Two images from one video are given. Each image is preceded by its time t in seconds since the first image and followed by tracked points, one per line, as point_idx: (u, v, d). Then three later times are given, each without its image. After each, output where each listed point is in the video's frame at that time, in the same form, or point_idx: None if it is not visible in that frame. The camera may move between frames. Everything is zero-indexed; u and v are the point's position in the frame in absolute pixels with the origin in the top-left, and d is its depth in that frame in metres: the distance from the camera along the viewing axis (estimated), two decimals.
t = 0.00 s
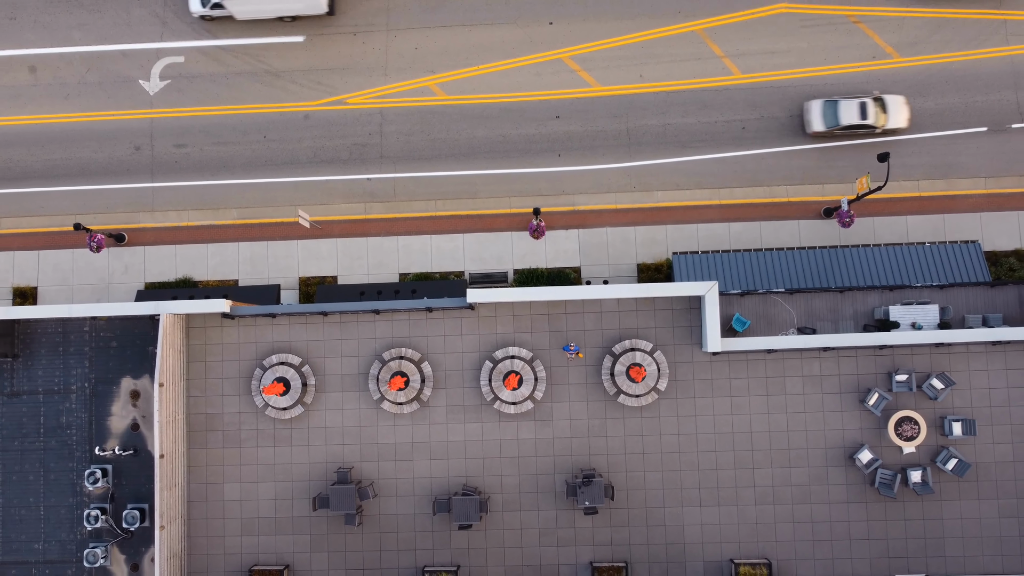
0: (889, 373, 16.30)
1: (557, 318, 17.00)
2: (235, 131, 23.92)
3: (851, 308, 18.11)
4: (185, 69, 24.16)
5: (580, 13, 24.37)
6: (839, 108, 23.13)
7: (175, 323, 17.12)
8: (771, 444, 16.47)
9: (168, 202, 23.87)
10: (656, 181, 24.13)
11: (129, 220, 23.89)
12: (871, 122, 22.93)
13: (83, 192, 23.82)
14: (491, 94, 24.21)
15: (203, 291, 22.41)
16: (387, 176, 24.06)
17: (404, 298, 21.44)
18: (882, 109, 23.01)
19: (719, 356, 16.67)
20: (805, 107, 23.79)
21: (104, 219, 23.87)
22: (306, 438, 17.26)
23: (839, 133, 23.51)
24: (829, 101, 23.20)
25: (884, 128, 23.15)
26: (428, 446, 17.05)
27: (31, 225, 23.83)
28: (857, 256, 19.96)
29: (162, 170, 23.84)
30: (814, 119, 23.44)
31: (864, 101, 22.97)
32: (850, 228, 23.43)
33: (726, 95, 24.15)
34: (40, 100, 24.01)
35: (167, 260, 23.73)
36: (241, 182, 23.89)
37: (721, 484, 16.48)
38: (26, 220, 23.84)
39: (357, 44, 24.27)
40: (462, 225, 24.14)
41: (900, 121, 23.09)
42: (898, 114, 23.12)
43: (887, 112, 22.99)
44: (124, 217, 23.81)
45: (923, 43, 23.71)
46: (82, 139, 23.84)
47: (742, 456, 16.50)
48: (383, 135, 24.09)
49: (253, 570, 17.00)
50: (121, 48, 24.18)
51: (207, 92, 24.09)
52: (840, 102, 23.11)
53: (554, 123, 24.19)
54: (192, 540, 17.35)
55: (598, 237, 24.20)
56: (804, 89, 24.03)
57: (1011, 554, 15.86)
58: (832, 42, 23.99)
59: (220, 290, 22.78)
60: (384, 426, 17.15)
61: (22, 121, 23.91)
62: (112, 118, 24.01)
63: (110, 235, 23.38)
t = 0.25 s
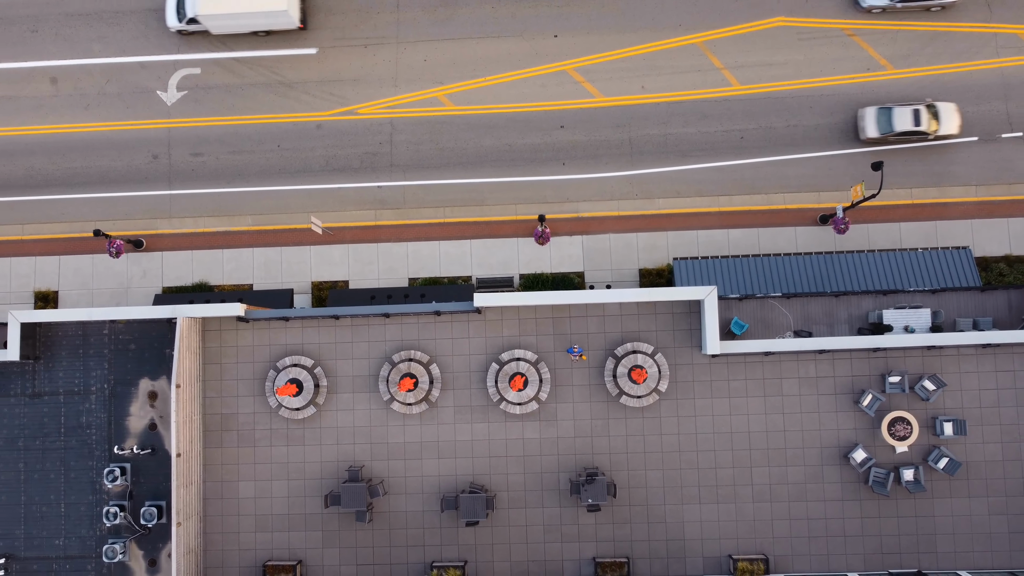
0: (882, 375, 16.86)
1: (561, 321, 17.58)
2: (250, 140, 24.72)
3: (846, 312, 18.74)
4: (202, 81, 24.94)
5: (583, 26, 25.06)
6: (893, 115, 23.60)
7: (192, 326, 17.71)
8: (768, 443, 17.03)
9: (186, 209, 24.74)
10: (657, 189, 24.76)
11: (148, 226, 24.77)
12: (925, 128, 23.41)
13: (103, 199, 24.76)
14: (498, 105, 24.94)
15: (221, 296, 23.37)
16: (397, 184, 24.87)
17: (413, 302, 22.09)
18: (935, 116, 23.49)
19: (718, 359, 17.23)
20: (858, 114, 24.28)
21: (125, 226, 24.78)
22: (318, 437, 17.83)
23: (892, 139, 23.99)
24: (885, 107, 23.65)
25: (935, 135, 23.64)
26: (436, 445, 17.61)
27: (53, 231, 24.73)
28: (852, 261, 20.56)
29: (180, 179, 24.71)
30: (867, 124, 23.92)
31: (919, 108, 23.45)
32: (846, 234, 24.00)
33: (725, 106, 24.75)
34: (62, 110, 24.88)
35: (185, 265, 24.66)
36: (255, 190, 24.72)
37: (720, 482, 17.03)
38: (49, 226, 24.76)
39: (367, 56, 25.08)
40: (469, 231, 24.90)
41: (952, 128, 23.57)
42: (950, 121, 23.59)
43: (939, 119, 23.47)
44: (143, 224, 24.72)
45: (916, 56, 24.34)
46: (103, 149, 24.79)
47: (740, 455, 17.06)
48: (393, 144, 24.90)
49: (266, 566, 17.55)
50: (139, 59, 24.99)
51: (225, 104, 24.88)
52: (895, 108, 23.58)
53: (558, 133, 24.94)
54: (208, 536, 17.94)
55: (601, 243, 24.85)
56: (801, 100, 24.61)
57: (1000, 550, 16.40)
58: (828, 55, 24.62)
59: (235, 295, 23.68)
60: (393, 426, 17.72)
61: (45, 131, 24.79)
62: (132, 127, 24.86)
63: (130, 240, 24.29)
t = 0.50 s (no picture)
0: (876, 373, 17.46)
1: (566, 321, 18.20)
2: (267, 147, 26.22)
3: (841, 313, 19.47)
4: (218, 89, 26.50)
5: (585, 38, 25.87)
6: (943, 120, 24.05)
7: (208, 326, 18.32)
8: (766, 439, 17.64)
9: (203, 214, 26.19)
10: (658, 195, 25.41)
11: (166, 230, 26.22)
12: (975, 133, 23.87)
13: (123, 203, 26.29)
14: (504, 113, 25.88)
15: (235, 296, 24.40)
16: (407, 190, 26.02)
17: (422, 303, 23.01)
18: (984, 121, 23.96)
19: (717, 358, 17.85)
20: (908, 119, 24.74)
21: (144, 229, 26.23)
22: (330, 433, 18.47)
23: (942, 143, 24.43)
24: (935, 113, 24.13)
25: (984, 139, 24.10)
26: (444, 441, 18.23)
27: (76, 235, 26.19)
28: (847, 264, 21.23)
29: (197, 184, 26.17)
30: (918, 129, 24.40)
31: (969, 113, 23.91)
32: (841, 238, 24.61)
33: (723, 115, 25.38)
34: (83, 117, 26.45)
35: (201, 267, 26.04)
36: (269, 195, 26.12)
37: (719, 477, 17.64)
38: (71, 230, 26.18)
39: (380, 66, 26.38)
40: (477, 235, 25.80)
41: (1001, 133, 24.01)
42: (999, 126, 24.05)
43: (989, 124, 23.93)
44: (161, 228, 26.16)
45: (909, 66, 25.04)
46: (123, 155, 26.33)
47: (738, 452, 17.66)
48: (403, 151, 26.09)
49: (280, 558, 18.14)
50: (159, 69, 26.61)
51: (242, 113, 26.43)
52: (946, 113, 24.02)
53: (563, 140, 25.68)
54: (224, 529, 18.58)
55: (605, 247, 25.51)
56: (798, 109, 25.22)
57: (989, 543, 17.00)
58: (823, 65, 25.27)
59: (250, 296, 24.81)
60: (403, 423, 18.35)
61: (68, 138, 26.38)
62: (151, 135, 26.40)
63: (148, 244, 25.75)
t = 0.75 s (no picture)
0: (869, 370, 18.10)
1: (571, 320, 18.85)
2: (281, 152, 27.12)
3: (836, 313, 20.18)
4: (235, 96, 27.52)
5: (589, 46, 26.56)
6: (991, 123, 24.59)
7: (225, 324, 18.98)
8: (763, 433, 18.30)
9: (220, 217, 27.27)
10: (660, 199, 26.06)
11: (184, 232, 27.34)
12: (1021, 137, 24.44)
13: (143, 206, 27.53)
14: (510, 120, 26.56)
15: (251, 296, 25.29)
16: (417, 193, 26.75)
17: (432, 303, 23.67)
18: None
19: (716, 355, 18.49)
20: (955, 123, 25.26)
21: (163, 232, 27.41)
22: (343, 428, 19.13)
23: (989, 147, 24.96)
24: (981, 116, 24.65)
25: None
26: (453, 435, 18.89)
27: (99, 236, 27.45)
28: (842, 266, 21.95)
29: (215, 188, 27.28)
30: (965, 133, 24.91)
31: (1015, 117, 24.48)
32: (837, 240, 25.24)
33: (722, 121, 26.03)
34: (105, 124, 27.77)
35: (218, 268, 27.05)
36: (284, 199, 27.05)
37: (718, 470, 18.29)
38: (95, 231, 27.49)
39: (391, 74, 27.12)
40: (484, 238, 26.48)
41: None
42: None
43: None
44: (179, 230, 27.30)
45: (902, 74, 25.69)
46: (143, 160, 27.58)
47: (737, 445, 18.32)
48: (414, 156, 26.81)
49: (294, 548, 18.78)
50: (177, 77, 27.70)
51: (258, 119, 27.36)
52: (994, 117, 24.54)
53: (568, 146, 26.33)
54: (239, 520, 19.23)
55: (608, 249, 26.16)
56: (795, 116, 25.88)
57: (979, 534, 17.65)
58: (820, 73, 25.92)
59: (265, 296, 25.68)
60: (413, 418, 19.01)
61: (90, 143, 27.67)
62: (170, 140, 27.58)
63: (167, 245, 26.81)
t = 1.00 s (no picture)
0: (864, 365, 18.68)
1: (575, 316, 19.49)
2: (293, 155, 27.87)
3: (831, 310, 20.89)
4: (248, 101, 28.30)
5: (591, 52, 27.32)
6: None
7: (240, 320, 19.62)
8: (760, 426, 18.88)
9: (234, 217, 28.02)
10: (661, 201, 26.74)
11: (198, 233, 28.09)
12: None
13: (158, 207, 28.29)
14: (515, 124, 27.29)
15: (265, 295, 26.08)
16: (426, 195, 27.46)
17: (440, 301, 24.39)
18: None
19: (715, 350, 19.10)
20: (1001, 123, 25.76)
21: (178, 233, 28.17)
22: (354, 421, 19.75)
23: None
24: None
25: None
26: (460, 428, 19.48)
27: (116, 237, 28.24)
28: (838, 265, 22.63)
29: (228, 190, 28.02)
30: (1010, 134, 25.43)
31: None
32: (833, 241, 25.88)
33: (721, 125, 26.72)
34: (121, 128, 28.56)
35: (232, 268, 27.80)
36: (299, 201, 27.82)
37: (717, 462, 18.89)
38: (112, 232, 28.28)
39: (399, 79, 27.88)
40: (490, 238, 27.19)
41: None
42: None
43: None
44: (194, 230, 28.05)
45: (896, 80, 26.38)
46: (159, 163, 28.33)
47: (736, 438, 18.90)
48: (421, 159, 27.53)
49: (305, 537, 19.37)
50: (192, 82, 28.50)
51: (271, 123, 28.12)
52: None
53: (572, 149, 27.03)
54: (252, 511, 19.84)
55: (610, 249, 26.84)
56: (792, 120, 26.57)
57: (969, 524, 18.24)
58: (816, 79, 26.63)
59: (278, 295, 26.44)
60: (422, 411, 19.62)
61: (108, 147, 28.46)
62: (184, 144, 28.34)
63: (182, 246, 27.54)
